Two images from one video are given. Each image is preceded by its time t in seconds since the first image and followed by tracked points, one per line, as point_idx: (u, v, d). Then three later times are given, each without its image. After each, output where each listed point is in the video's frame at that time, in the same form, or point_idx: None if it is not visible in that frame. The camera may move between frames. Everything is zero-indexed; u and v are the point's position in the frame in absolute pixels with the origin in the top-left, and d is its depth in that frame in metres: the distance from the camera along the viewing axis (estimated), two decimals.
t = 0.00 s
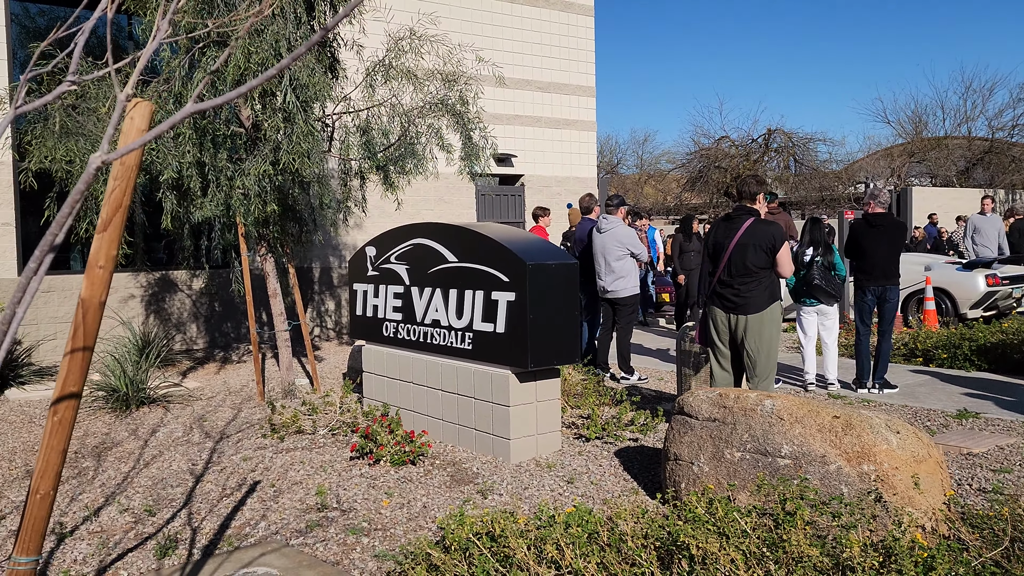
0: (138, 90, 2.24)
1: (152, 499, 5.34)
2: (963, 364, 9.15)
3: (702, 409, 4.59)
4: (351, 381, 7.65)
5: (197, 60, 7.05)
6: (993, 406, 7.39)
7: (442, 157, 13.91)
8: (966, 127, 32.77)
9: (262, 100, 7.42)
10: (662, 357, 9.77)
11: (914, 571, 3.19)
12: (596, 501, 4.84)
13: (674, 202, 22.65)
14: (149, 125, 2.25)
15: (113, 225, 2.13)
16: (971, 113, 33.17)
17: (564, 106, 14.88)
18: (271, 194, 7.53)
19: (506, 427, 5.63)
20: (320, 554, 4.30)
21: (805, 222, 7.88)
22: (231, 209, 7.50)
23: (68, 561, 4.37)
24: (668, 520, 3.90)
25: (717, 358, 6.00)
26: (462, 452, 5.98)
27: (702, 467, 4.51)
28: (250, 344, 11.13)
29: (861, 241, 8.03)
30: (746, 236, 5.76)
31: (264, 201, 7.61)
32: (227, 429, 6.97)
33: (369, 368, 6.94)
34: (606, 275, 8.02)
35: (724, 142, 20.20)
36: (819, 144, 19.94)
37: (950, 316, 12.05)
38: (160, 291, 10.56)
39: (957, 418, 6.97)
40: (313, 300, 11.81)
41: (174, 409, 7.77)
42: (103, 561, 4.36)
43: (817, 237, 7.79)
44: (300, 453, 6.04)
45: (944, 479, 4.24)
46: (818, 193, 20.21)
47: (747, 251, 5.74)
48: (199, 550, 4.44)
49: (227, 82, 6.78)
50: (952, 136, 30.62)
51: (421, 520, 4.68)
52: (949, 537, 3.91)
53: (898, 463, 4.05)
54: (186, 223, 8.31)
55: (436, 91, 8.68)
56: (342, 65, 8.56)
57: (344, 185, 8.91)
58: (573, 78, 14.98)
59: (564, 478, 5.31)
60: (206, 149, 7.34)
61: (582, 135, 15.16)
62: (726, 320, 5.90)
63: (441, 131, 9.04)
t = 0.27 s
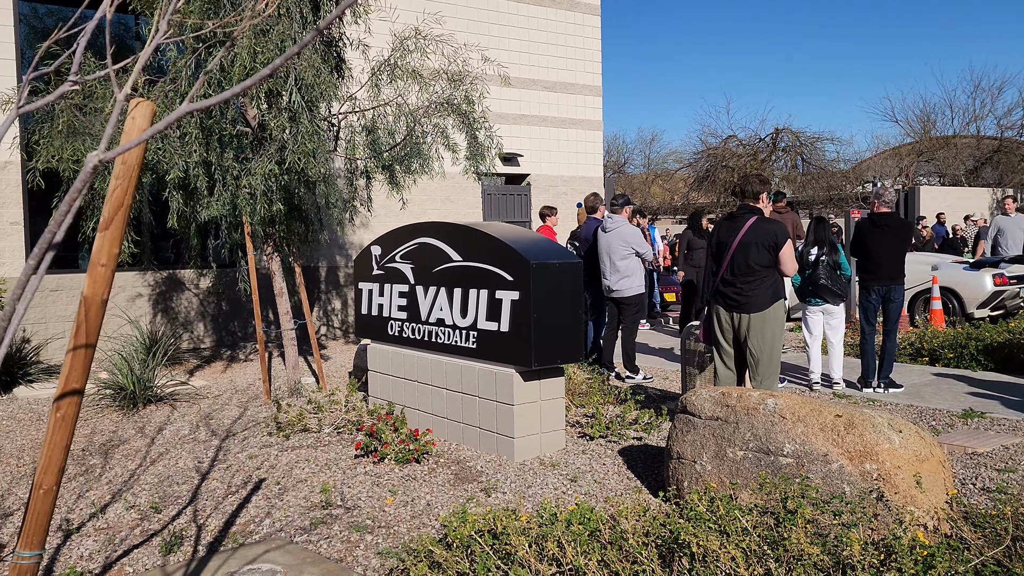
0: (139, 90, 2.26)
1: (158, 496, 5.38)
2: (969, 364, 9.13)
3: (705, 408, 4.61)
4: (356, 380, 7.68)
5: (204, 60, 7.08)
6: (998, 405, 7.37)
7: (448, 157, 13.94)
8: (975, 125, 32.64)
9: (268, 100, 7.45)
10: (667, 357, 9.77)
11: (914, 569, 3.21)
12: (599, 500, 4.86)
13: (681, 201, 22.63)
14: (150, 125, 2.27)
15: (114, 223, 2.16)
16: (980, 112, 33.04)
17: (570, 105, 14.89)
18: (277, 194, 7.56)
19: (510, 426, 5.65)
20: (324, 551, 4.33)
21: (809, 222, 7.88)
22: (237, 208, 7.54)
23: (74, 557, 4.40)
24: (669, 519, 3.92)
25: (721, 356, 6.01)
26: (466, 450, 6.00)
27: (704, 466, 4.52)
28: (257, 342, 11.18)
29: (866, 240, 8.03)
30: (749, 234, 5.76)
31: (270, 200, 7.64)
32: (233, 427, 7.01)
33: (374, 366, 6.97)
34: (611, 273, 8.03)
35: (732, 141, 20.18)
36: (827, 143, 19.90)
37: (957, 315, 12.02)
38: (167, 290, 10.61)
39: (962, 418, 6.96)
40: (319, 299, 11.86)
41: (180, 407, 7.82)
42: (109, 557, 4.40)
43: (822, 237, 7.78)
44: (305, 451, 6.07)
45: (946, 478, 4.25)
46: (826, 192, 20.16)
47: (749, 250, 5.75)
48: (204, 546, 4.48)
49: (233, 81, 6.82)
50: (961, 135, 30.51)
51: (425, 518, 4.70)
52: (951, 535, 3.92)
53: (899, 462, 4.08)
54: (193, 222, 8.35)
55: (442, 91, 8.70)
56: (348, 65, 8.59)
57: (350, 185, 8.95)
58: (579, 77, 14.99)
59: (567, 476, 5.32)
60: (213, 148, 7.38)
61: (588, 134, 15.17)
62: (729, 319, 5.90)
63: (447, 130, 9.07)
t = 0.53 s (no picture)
0: (147, 86, 2.29)
1: (167, 490, 5.42)
2: (979, 361, 9.08)
3: (711, 404, 4.61)
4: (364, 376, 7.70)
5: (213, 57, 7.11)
6: (1008, 403, 7.34)
7: (456, 153, 13.95)
8: (987, 122, 32.45)
9: (276, 97, 7.47)
10: (674, 354, 9.76)
11: (919, 565, 3.22)
12: (606, 495, 4.87)
13: (690, 198, 22.59)
14: (157, 121, 2.29)
15: (122, 219, 2.19)
16: (992, 108, 32.83)
17: (579, 102, 14.88)
18: (286, 190, 7.57)
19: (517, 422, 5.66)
20: (331, 545, 4.35)
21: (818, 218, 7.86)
22: (246, 204, 7.56)
23: (84, 550, 4.44)
24: (674, 514, 3.93)
25: (732, 353, 5.99)
26: (473, 446, 6.02)
27: (711, 462, 4.53)
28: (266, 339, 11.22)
29: (872, 238, 8.03)
30: (759, 230, 5.76)
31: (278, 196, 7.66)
32: (242, 422, 7.04)
33: (382, 362, 6.99)
34: (619, 270, 8.03)
35: (741, 137, 20.12)
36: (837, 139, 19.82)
37: (967, 313, 11.95)
38: (177, 286, 10.67)
39: (971, 415, 6.93)
40: (328, 296, 11.90)
41: (190, 402, 7.86)
42: (119, 550, 4.43)
43: (830, 233, 7.79)
44: (313, 446, 6.10)
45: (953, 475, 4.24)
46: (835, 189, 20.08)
47: (761, 246, 5.74)
48: (212, 540, 4.51)
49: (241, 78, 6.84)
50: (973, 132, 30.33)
51: (431, 513, 4.72)
52: (958, 532, 3.91)
53: (906, 459, 4.06)
54: (202, 219, 8.39)
55: (449, 87, 8.70)
56: (356, 61, 8.60)
57: (358, 181, 8.96)
58: (587, 74, 14.97)
59: (574, 472, 5.33)
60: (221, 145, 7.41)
61: (596, 131, 15.15)
62: (740, 315, 5.90)
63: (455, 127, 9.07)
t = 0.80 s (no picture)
0: (152, 81, 2.30)
1: (176, 484, 5.45)
2: (988, 357, 9.05)
3: (718, 399, 4.61)
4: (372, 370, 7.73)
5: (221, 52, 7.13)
6: (1018, 399, 7.31)
7: (464, 149, 13.96)
8: (999, 117, 32.24)
9: (284, 92, 7.48)
10: (682, 349, 9.75)
11: (924, 561, 3.23)
12: (612, 490, 4.88)
13: (698, 194, 22.53)
14: (162, 115, 2.31)
15: (128, 213, 2.20)
16: (1003, 103, 32.60)
17: (587, 97, 14.85)
18: (294, 185, 7.59)
19: (524, 416, 5.67)
20: (338, 539, 4.37)
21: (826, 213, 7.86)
22: (254, 199, 7.59)
23: (93, 542, 4.47)
24: (680, 509, 3.94)
25: (745, 350, 5.96)
26: (480, 440, 6.03)
27: (717, 457, 4.53)
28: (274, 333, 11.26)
29: (878, 234, 8.03)
30: (772, 225, 5.75)
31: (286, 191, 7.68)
32: (250, 417, 7.07)
33: (389, 357, 7.01)
34: (627, 266, 8.02)
35: (750, 132, 20.06)
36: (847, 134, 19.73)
37: (977, 308, 11.90)
38: (186, 281, 10.71)
39: (980, 411, 6.90)
40: (336, 291, 11.93)
41: (199, 397, 7.89)
42: (128, 543, 4.46)
43: (838, 228, 7.79)
44: (321, 440, 6.13)
45: (961, 471, 4.23)
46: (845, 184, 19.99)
47: (774, 241, 5.73)
48: (221, 533, 4.53)
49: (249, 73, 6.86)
50: (984, 127, 30.14)
51: (438, 507, 4.74)
52: (965, 528, 3.91)
53: (913, 454, 4.06)
54: (210, 214, 8.42)
55: (457, 82, 8.69)
56: (364, 57, 8.61)
57: (366, 176, 8.97)
58: (596, 69, 14.95)
59: (581, 466, 5.34)
60: (230, 140, 7.43)
61: (604, 126, 15.13)
62: (754, 311, 5.86)
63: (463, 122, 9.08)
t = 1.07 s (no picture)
0: (156, 74, 2.31)
1: (183, 478, 5.48)
2: (997, 353, 9.02)
3: (724, 394, 4.60)
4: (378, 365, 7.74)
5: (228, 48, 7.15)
6: None
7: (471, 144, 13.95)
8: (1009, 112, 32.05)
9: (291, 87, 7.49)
10: (688, 345, 9.73)
11: (929, 557, 3.23)
12: (618, 485, 4.88)
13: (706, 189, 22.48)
14: (167, 110, 2.32)
15: (133, 207, 2.22)
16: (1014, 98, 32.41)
17: (594, 92, 14.83)
18: (301, 180, 7.60)
19: (530, 411, 5.68)
20: (344, 532, 4.38)
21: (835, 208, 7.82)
22: (261, 194, 7.61)
23: (101, 535, 4.50)
24: (685, 504, 3.94)
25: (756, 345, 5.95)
26: (486, 435, 6.04)
27: (723, 452, 4.53)
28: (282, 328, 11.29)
29: (884, 231, 8.01)
30: (784, 220, 5.73)
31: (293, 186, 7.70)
32: (258, 411, 7.10)
33: (396, 352, 7.02)
34: (634, 261, 8.01)
35: (758, 127, 20.00)
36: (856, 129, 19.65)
37: (986, 304, 11.85)
38: (194, 276, 10.74)
39: (988, 407, 6.87)
40: (343, 286, 11.96)
41: (206, 391, 7.92)
42: (135, 536, 4.48)
43: (847, 223, 7.76)
44: (328, 435, 6.14)
45: (967, 466, 4.23)
46: (854, 179, 19.91)
47: (786, 236, 5.71)
48: (227, 526, 4.55)
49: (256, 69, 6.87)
50: (994, 122, 29.98)
51: (444, 501, 4.75)
52: (971, 524, 3.90)
53: (919, 450, 4.06)
54: (218, 209, 8.44)
55: (464, 78, 8.69)
56: (371, 52, 8.62)
57: (373, 171, 8.98)
58: (603, 64, 14.91)
59: (586, 462, 5.34)
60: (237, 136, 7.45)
61: (612, 121, 15.10)
62: (767, 307, 5.85)
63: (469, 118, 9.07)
